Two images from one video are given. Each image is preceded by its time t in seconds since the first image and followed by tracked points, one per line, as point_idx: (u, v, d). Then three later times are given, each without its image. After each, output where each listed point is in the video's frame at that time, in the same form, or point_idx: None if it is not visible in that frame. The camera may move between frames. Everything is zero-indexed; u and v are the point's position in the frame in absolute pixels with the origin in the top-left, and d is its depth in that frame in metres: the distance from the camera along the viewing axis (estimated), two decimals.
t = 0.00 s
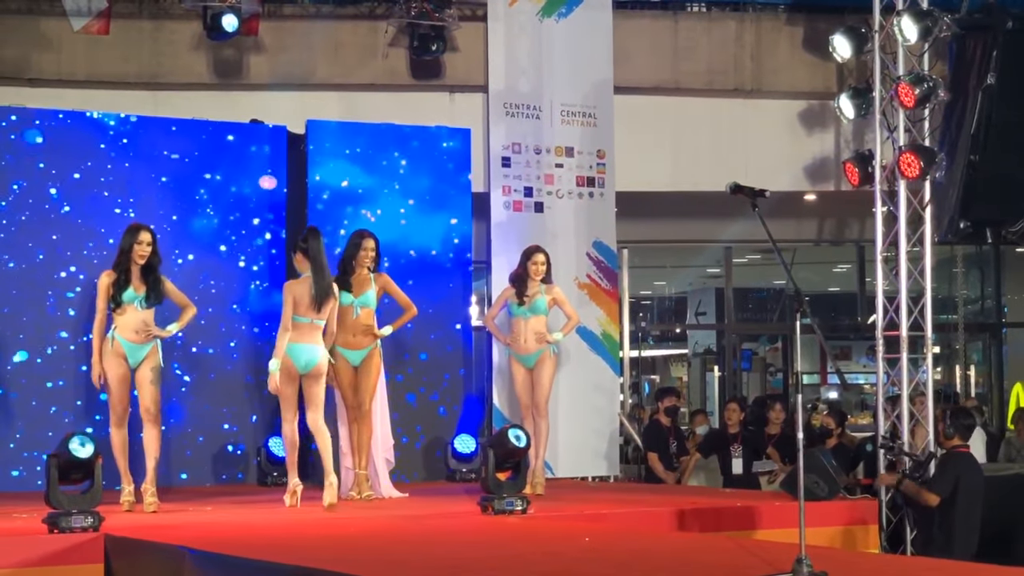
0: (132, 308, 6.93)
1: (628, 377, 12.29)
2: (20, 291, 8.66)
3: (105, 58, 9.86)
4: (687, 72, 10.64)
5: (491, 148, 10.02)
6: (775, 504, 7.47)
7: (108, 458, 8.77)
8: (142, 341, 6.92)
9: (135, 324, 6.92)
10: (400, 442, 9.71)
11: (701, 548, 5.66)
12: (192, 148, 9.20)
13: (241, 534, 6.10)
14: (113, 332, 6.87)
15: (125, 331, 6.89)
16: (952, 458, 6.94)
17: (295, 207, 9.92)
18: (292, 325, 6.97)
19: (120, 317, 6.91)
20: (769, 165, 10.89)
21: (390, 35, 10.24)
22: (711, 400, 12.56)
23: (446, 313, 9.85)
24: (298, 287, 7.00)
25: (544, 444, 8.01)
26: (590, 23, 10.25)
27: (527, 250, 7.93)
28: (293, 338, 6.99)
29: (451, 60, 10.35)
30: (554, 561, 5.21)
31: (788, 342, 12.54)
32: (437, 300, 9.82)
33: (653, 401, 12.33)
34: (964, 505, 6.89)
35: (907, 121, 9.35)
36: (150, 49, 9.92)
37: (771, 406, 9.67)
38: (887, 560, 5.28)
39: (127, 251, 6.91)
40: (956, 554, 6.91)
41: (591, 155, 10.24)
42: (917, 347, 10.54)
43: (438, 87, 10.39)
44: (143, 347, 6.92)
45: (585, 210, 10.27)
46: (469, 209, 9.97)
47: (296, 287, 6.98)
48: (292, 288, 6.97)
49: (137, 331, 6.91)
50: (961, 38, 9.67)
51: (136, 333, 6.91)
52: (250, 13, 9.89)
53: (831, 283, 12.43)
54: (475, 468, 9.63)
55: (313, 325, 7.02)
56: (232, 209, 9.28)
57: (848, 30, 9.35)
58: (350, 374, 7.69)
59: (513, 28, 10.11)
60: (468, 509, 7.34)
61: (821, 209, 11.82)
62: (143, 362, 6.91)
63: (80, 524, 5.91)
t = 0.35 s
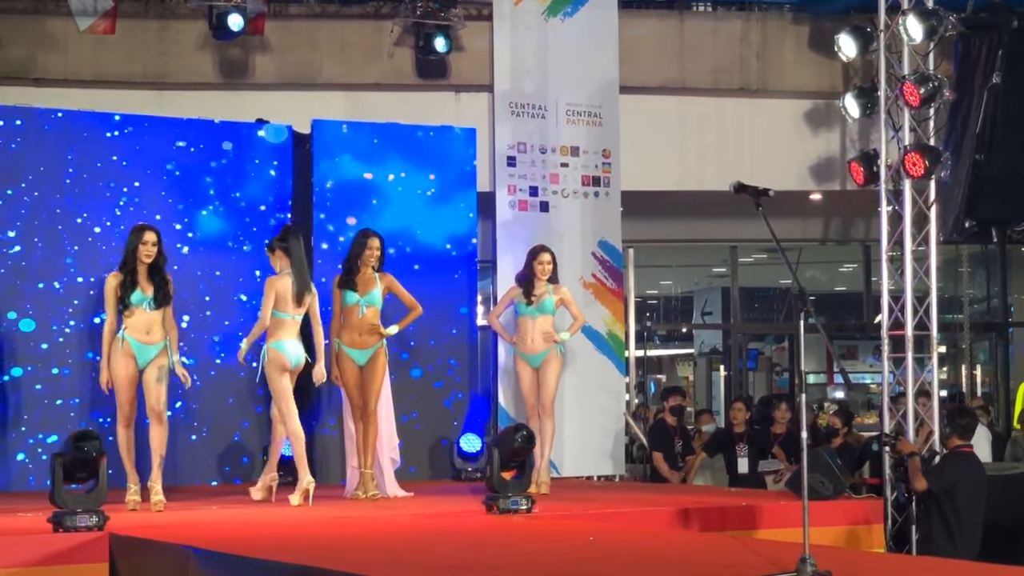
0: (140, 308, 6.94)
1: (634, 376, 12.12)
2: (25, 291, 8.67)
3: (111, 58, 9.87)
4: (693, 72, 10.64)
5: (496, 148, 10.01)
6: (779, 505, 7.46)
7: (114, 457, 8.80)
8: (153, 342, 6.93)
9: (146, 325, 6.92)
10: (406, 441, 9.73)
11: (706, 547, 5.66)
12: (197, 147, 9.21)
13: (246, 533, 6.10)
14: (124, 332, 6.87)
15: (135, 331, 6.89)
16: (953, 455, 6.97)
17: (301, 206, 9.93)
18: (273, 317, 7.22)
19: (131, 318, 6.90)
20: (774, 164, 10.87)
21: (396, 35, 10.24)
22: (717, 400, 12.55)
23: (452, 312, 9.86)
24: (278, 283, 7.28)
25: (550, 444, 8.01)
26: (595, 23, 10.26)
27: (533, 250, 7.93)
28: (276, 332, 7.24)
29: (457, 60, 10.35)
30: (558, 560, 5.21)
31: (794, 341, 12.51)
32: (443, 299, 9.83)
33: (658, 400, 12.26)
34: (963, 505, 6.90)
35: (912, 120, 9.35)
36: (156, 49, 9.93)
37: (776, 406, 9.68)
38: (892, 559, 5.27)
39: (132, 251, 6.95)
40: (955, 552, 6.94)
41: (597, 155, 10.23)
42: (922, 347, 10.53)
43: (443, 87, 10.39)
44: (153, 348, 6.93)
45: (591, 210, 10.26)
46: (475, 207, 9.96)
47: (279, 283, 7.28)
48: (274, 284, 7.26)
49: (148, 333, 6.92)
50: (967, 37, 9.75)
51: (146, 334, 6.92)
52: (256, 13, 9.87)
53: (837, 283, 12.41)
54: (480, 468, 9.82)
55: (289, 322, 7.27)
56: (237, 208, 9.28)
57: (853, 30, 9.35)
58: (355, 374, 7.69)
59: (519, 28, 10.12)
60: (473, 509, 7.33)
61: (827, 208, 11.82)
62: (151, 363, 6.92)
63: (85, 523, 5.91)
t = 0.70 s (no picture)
0: (146, 310, 6.84)
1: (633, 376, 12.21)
2: (26, 290, 8.67)
3: (109, 57, 9.87)
4: (692, 73, 10.64)
5: (495, 148, 10.00)
6: (778, 504, 7.44)
7: (115, 458, 8.80)
8: (160, 342, 6.85)
9: (151, 325, 6.84)
10: (407, 441, 9.73)
11: (705, 547, 5.65)
12: (196, 146, 9.22)
13: (243, 533, 6.10)
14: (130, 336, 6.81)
15: (141, 334, 6.81)
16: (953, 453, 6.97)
17: (301, 207, 9.95)
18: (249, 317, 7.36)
19: (134, 320, 6.83)
20: (774, 163, 10.86)
21: (395, 33, 10.23)
22: (716, 400, 12.56)
23: (451, 312, 9.85)
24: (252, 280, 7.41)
25: (549, 444, 8.00)
26: (595, 21, 10.26)
27: (532, 249, 7.95)
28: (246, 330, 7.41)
29: (456, 60, 10.35)
30: (556, 560, 5.20)
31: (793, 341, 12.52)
32: (443, 299, 9.83)
33: (658, 400, 12.29)
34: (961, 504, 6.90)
35: (911, 120, 9.35)
36: (155, 48, 9.93)
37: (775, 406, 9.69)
38: (891, 559, 5.26)
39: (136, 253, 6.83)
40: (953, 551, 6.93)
41: (596, 154, 10.22)
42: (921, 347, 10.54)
43: (442, 86, 10.37)
44: (162, 347, 6.86)
45: (590, 209, 10.26)
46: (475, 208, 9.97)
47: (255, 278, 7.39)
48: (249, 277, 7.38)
49: (154, 333, 6.84)
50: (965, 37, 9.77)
51: (152, 334, 6.83)
52: (255, 12, 9.84)
53: (837, 283, 12.39)
54: (480, 467, 9.62)
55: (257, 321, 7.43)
56: (237, 210, 9.30)
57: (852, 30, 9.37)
58: (354, 374, 7.70)
59: (518, 27, 10.10)
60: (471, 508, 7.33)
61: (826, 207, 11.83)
62: (163, 364, 6.85)
63: (82, 523, 5.92)
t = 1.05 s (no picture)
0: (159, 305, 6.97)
1: (624, 377, 12.29)
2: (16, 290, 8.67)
3: (100, 57, 9.86)
4: (685, 70, 10.66)
5: (486, 148, 10.02)
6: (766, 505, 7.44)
7: (105, 459, 8.81)
8: (173, 339, 6.96)
9: (165, 323, 6.96)
10: (398, 442, 9.75)
11: (696, 547, 5.65)
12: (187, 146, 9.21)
13: (232, 533, 6.10)
14: (143, 332, 6.87)
15: (154, 330, 6.90)
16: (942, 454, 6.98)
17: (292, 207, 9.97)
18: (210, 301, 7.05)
19: (148, 316, 6.95)
20: (764, 164, 10.86)
21: (387, 34, 10.26)
22: (708, 400, 12.53)
23: (444, 312, 9.87)
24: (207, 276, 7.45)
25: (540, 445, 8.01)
26: (585, 22, 10.26)
27: (523, 249, 7.97)
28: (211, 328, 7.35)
29: (448, 61, 10.36)
30: (546, 560, 5.20)
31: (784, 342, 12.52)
32: (435, 298, 9.83)
33: (648, 401, 12.37)
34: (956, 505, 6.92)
35: (902, 120, 9.36)
36: (146, 48, 9.93)
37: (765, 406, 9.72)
38: (882, 559, 5.26)
39: (149, 251, 6.95)
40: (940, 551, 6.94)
41: (587, 155, 10.23)
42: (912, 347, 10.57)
43: (433, 87, 10.38)
44: (173, 344, 6.96)
45: (581, 209, 10.25)
46: (468, 208, 9.98)
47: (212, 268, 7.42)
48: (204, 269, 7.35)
49: (168, 329, 6.95)
50: (955, 37, 9.70)
51: (166, 331, 6.94)
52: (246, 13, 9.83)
53: (827, 284, 12.45)
54: (470, 468, 9.63)
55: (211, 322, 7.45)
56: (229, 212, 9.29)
57: (842, 30, 9.37)
58: (344, 374, 7.69)
59: (509, 28, 10.13)
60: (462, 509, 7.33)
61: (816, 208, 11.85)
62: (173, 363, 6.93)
63: (73, 524, 5.92)
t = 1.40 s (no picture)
0: (172, 307, 6.58)
1: (609, 376, 12.26)
2: None
3: (85, 55, 9.83)
4: (670, 71, 10.65)
5: (472, 147, 10.01)
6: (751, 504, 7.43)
7: (89, 460, 8.79)
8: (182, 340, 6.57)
9: (177, 323, 6.57)
10: (383, 441, 9.72)
11: (683, 547, 5.63)
12: (172, 145, 9.19)
13: (217, 532, 6.08)
14: (152, 329, 6.51)
15: (165, 330, 6.52)
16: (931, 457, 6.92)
17: (276, 205, 9.96)
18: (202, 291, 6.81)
19: (160, 316, 6.56)
20: (751, 163, 10.87)
21: (372, 33, 10.24)
22: (693, 399, 12.57)
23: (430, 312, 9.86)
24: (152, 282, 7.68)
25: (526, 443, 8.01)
26: (571, 21, 10.26)
27: (508, 246, 7.95)
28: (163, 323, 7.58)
29: (433, 60, 10.34)
30: (531, 560, 5.18)
31: (770, 341, 12.51)
32: (422, 295, 9.83)
33: (634, 401, 12.32)
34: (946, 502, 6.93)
35: (888, 120, 9.37)
36: (131, 46, 9.90)
37: (749, 406, 9.72)
38: (869, 559, 5.25)
39: (161, 247, 6.57)
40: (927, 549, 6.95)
41: (573, 154, 10.22)
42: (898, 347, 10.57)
43: (420, 87, 10.36)
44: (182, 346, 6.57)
45: (567, 208, 10.24)
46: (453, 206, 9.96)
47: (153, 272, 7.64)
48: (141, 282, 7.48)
49: (179, 330, 6.57)
50: (941, 37, 9.72)
51: (177, 331, 6.56)
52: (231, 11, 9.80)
53: (812, 283, 12.46)
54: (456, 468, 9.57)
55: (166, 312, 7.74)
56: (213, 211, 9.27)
57: (828, 30, 9.37)
58: (328, 373, 7.67)
59: (495, 27, 10.11)
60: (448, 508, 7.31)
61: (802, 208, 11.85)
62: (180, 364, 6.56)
63: (57, 523, 5.89)
